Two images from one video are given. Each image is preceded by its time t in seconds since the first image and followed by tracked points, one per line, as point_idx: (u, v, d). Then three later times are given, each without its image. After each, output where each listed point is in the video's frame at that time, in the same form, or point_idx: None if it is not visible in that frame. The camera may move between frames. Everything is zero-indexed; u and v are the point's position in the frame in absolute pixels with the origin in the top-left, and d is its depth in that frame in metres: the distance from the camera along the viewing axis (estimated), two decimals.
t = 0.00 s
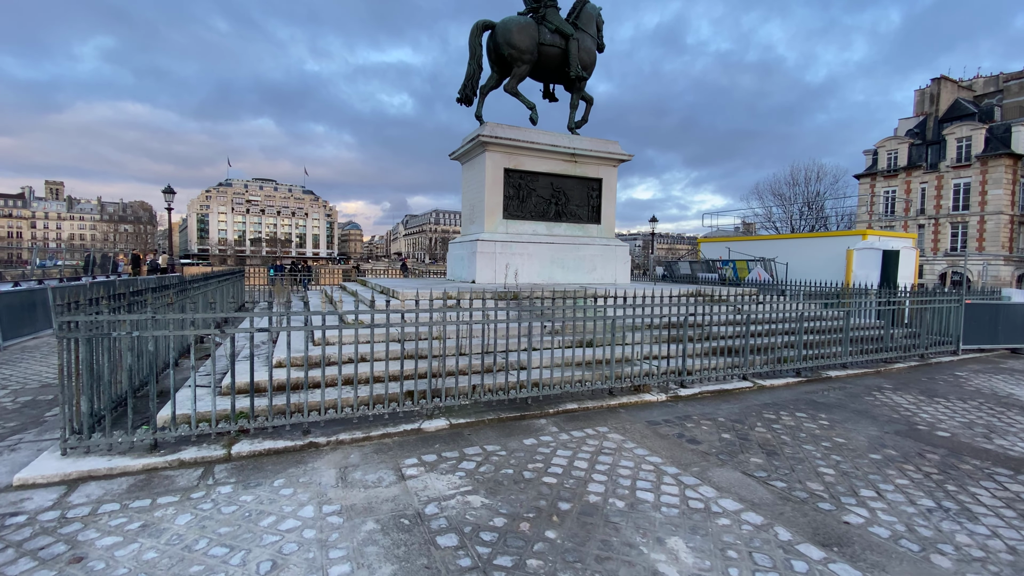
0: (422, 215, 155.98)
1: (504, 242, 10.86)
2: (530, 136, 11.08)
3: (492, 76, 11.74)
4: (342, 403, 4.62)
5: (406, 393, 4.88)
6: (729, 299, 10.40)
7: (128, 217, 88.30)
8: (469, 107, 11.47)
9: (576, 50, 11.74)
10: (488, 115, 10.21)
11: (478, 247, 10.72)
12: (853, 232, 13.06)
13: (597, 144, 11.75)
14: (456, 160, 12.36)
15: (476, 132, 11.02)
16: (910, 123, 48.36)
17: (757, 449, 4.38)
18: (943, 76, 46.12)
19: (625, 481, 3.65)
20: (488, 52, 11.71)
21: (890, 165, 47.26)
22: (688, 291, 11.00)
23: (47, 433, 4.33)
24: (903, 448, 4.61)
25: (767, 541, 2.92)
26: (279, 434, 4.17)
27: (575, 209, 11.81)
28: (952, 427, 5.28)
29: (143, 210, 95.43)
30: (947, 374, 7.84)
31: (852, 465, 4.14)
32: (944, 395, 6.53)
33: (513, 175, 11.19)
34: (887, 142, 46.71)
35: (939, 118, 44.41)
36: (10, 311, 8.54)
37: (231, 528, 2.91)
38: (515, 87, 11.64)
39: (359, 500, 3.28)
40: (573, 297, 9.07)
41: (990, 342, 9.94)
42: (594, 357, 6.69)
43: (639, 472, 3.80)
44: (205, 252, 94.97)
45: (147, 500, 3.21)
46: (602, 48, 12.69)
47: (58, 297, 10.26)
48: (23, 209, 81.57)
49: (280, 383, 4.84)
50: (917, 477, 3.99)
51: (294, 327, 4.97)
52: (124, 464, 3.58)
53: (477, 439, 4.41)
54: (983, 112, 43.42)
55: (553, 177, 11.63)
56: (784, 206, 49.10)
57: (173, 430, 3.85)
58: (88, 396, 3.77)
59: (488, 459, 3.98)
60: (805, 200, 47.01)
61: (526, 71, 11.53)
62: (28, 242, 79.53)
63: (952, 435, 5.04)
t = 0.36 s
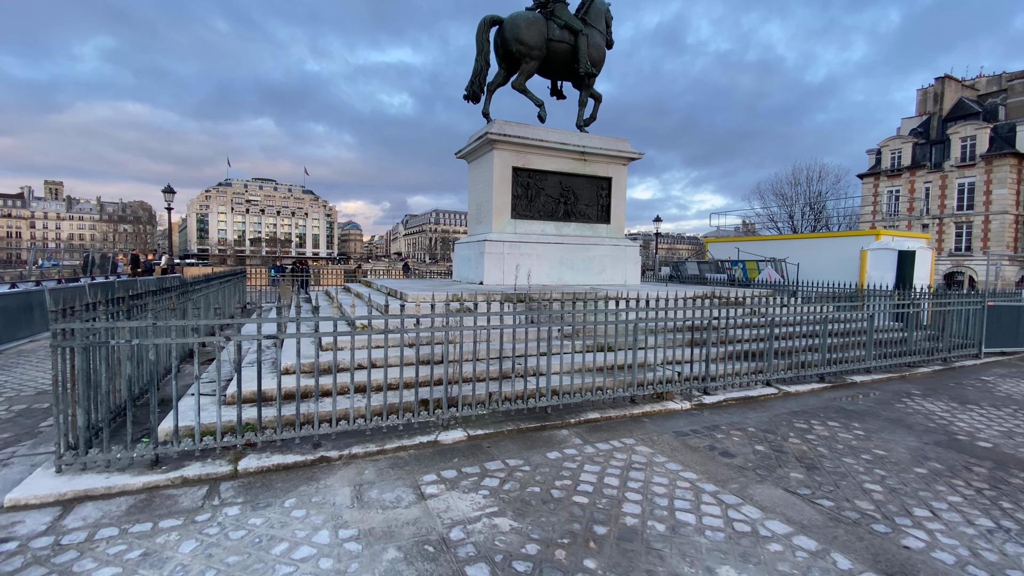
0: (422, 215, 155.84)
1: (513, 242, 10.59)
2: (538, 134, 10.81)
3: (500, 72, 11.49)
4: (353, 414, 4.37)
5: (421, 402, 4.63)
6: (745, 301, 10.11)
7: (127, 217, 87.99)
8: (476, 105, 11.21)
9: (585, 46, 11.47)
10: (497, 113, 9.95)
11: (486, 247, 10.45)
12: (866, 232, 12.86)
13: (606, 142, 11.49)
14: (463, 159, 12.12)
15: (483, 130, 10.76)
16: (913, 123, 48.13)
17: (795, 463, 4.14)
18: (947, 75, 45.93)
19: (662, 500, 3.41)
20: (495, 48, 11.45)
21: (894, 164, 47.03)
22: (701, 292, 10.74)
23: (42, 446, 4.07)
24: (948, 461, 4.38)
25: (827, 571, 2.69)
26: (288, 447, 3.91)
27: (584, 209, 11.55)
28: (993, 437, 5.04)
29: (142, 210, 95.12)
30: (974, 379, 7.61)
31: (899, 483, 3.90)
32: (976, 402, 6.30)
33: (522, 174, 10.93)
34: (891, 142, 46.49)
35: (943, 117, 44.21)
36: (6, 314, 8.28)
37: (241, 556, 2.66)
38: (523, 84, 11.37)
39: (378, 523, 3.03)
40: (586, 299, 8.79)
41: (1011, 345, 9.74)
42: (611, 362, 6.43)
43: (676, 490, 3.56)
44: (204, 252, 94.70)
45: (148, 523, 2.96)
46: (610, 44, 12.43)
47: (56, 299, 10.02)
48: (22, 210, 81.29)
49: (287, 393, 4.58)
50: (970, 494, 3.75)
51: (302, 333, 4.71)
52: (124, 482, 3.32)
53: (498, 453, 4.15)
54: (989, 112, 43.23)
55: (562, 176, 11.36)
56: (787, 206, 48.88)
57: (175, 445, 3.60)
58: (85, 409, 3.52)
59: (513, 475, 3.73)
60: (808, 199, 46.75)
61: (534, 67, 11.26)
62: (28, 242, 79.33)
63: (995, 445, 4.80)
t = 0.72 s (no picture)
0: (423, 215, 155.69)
1: (522, 242, 10.39)
2: (549, 132, 10.62)
3: (509, 69, 11.29)
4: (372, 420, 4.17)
5: (441, 408, 4.44)
6: (760, 302, 9.90)
7: (127, 218, 87.78)
8: (485, 102, 11.02)
9: (596, 43, 11.28)
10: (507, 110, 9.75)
11: (496, 247, 10.23)
12: (880, 232, 12.74)
13: (617, 141, 11.30)
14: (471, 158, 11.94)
15: (493, 128, 10.56)
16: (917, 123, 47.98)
17: (836, 474, 3.96)
18: (951, 75, 45.84)
19: (704, 515, 3.23)
20: (504, 45, 11.26)
21: (897, 164, 46.87)
22: (716, 293, 10.56)
23: (46, 455, 3.88)
24: (993, 470, 4.20)
25: None
26: (305, 457, 3.72)
27: (594, 208, 11.35)
28: None
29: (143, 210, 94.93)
30: (1001, 382, 7.43)
31: (947, 494, 3.72)
32: (1008, 406, 6.12)
33: (532, 173, 10.73)
34: (895, 142, 46.33)
35: (946, 117, 44.11)
36: (8, 315, 8.09)
37: None
38: (533, 81, 11.18)
39: (407, 540, 2.83)
40: (600, 299, 8.59)
41: None
42: (632, 365, 6.23)
43: (717, 503, 3.38)
44: (205, 252, 94.53)
45: (162, 541, 2.77)
46: (620, 41, 12.23)
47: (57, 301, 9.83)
48: (22, 210, 81.11)
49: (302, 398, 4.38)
50: None
51: (316, 336, 4.53)
52: (134, 495, 3.13)
53: (525, 462, 3.96)
54: (994, 112, 42.61)
55: (572, 175, 11.16)
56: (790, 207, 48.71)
57: (188, 454, 3.40)
58: (92, 417, 3.33)
59: (544, 487, 3.53)
60: (811, 199, 46.59)
61: (544, 65, 11.07)
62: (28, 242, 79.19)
63: None
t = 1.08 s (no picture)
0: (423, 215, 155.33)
1: (534, 242, 10.18)
2: (561, 130, 10.42)
3: (519, 67, 11.10)
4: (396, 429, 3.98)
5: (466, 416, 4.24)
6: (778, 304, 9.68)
7: (127, 218, 87.54)
8: (496, 100, 10.82)
9: (608, 40, 11.08)
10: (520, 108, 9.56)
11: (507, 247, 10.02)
12: (895, 232, 12.57)
13: (630, 139, 11.10)
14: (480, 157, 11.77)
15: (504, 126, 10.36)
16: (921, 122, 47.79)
17: (883, 486, 3.78)
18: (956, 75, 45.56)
19: (756, 531, 3.06)
20: (515, 41, 11.06)
21: (901, 164, 46.66)
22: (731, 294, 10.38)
23: (56, 466, 3.69)
24: None
25: None
26: (329, 468, 3.54)
27: (606, 207, 11.14)
28: None
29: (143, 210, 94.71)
30: None
31: (1003, 507, 3.55)
32: None
33: (543, 172, 10.53)
34: (899, 142, 46.13)
35: (951, 117, 43.87)
36: (11, 316, 7.90)
37: None
38: (544, 79, 10.99)
39: (445, 562, 2.65)
40: (616, 300, 8.38)
41: None
42: (656, 369, 6.04)
43: (767, 519, 3.20)
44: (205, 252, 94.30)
45: (184, 562, 2.59)
46: (632, 38, 12.04)
47: (61, 303, 9.63)
48: (21, 210, 80.87)
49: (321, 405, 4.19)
50: None
51: (336, 339, 4.32)
52: (152, 511, 2.95)
53: (558, 473, 3.77)
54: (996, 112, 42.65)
55: (584, 174, 10.95)
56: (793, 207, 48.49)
57: (207, 467, 3.22)
58: (107, 428, 3.14)
59: (581, 501, 3.35)
60: (815, 199, 46.37)
61: (555, 62, 10.87)
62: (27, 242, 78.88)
63: None
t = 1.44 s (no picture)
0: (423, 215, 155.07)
1: (545, 242, 9.97)
2: (572, 127, 10.21)
3: (529, 63, 10.90)
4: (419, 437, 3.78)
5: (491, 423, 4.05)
6: (795, 306, 9.47)
7: (126, 218, 87.27)
8: (505, 97, 10.63)
9: (619, 36, 10.88)
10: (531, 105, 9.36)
11: (517, 247, 9.80)
12: (908, 231, 12.42)
13: (641, 137, 10.92)
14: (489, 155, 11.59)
15: (514, 124, 10.17)
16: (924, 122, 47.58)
17: (931, 498, 3.62)
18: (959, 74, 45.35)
19: (810, 548, 2.89)
20: (524, 38, 10.85)
21: (904, 164, 46.47)
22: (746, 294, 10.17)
23: (62, 477, 3.51)
24: None
25: None
26: (351, 479, 3.35)
27: (616, 206, 10.94)
28: None
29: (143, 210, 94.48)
30: None
31: None
32: None
33: (554, 170, 10.33)
34: (902, 141, 45.93)
35: (955, 116, 43.68)
36: (12, 318, 7.70)
37: None
38: (554, 76, 10.79)
39: None
40: (631, 301, 8.19)
41: None
42: (678, 373, 5.84)
43: (819, 535, 3.03)
44: (205, 252, 94.08)
45: None
46: (642, 34, 11.84)
47: (63, 304, 9.44)
48: (21, 210, 80.65)
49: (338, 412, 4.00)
50: None
51: (355, 343, 4.13)
52: (167, 529, 2.76)
53: (590, 485, 3.58)
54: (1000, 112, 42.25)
55: (594, 172, 10.74)
56: (796, 207, 48.29)
57: (223, 480, 3.03)
58: (118, 440, 2.95)
59: (620, 515, 3.16)
60: (818, 199, 46.18)
61: (565, 58, 10.68)
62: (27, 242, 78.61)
63: None
